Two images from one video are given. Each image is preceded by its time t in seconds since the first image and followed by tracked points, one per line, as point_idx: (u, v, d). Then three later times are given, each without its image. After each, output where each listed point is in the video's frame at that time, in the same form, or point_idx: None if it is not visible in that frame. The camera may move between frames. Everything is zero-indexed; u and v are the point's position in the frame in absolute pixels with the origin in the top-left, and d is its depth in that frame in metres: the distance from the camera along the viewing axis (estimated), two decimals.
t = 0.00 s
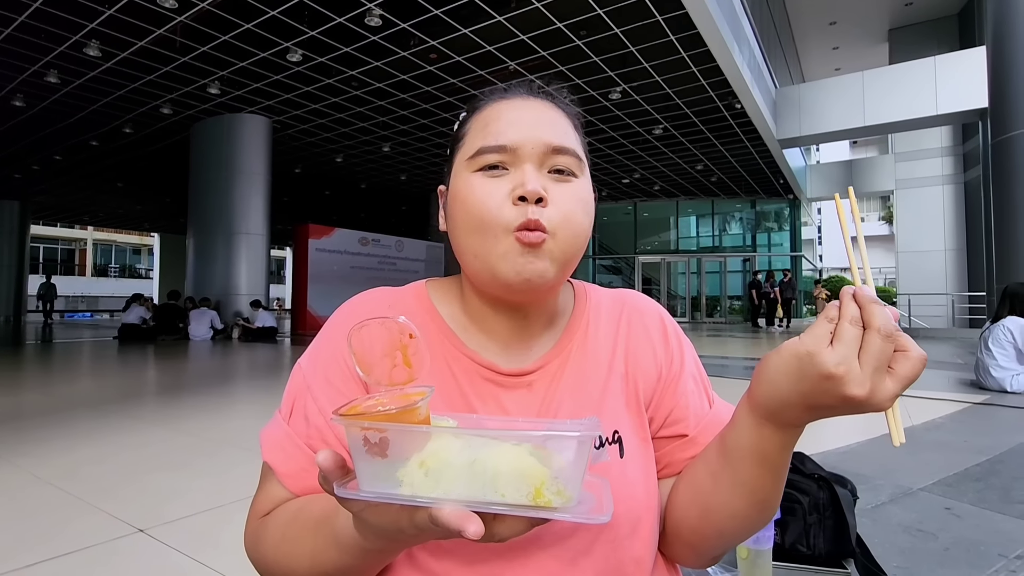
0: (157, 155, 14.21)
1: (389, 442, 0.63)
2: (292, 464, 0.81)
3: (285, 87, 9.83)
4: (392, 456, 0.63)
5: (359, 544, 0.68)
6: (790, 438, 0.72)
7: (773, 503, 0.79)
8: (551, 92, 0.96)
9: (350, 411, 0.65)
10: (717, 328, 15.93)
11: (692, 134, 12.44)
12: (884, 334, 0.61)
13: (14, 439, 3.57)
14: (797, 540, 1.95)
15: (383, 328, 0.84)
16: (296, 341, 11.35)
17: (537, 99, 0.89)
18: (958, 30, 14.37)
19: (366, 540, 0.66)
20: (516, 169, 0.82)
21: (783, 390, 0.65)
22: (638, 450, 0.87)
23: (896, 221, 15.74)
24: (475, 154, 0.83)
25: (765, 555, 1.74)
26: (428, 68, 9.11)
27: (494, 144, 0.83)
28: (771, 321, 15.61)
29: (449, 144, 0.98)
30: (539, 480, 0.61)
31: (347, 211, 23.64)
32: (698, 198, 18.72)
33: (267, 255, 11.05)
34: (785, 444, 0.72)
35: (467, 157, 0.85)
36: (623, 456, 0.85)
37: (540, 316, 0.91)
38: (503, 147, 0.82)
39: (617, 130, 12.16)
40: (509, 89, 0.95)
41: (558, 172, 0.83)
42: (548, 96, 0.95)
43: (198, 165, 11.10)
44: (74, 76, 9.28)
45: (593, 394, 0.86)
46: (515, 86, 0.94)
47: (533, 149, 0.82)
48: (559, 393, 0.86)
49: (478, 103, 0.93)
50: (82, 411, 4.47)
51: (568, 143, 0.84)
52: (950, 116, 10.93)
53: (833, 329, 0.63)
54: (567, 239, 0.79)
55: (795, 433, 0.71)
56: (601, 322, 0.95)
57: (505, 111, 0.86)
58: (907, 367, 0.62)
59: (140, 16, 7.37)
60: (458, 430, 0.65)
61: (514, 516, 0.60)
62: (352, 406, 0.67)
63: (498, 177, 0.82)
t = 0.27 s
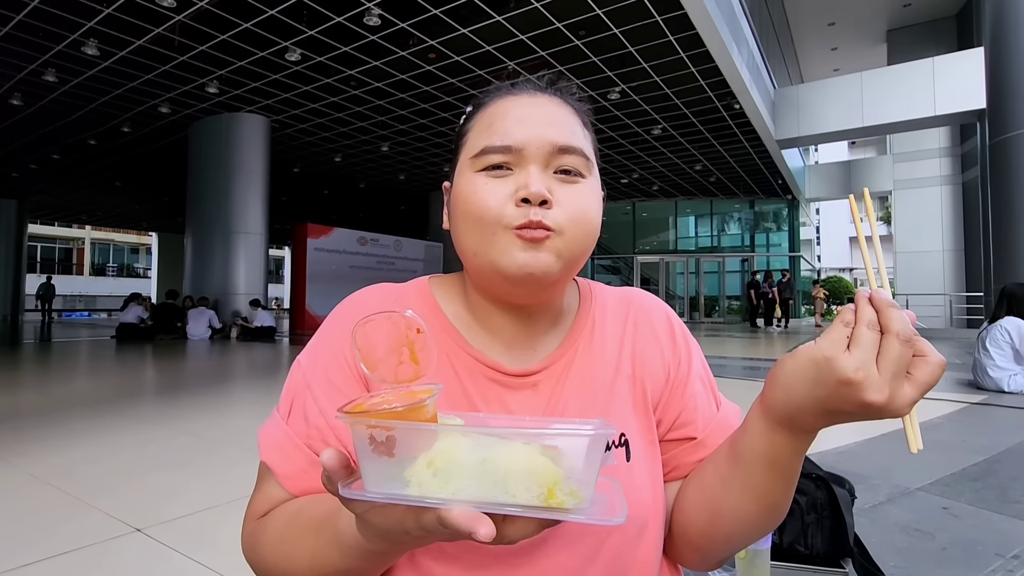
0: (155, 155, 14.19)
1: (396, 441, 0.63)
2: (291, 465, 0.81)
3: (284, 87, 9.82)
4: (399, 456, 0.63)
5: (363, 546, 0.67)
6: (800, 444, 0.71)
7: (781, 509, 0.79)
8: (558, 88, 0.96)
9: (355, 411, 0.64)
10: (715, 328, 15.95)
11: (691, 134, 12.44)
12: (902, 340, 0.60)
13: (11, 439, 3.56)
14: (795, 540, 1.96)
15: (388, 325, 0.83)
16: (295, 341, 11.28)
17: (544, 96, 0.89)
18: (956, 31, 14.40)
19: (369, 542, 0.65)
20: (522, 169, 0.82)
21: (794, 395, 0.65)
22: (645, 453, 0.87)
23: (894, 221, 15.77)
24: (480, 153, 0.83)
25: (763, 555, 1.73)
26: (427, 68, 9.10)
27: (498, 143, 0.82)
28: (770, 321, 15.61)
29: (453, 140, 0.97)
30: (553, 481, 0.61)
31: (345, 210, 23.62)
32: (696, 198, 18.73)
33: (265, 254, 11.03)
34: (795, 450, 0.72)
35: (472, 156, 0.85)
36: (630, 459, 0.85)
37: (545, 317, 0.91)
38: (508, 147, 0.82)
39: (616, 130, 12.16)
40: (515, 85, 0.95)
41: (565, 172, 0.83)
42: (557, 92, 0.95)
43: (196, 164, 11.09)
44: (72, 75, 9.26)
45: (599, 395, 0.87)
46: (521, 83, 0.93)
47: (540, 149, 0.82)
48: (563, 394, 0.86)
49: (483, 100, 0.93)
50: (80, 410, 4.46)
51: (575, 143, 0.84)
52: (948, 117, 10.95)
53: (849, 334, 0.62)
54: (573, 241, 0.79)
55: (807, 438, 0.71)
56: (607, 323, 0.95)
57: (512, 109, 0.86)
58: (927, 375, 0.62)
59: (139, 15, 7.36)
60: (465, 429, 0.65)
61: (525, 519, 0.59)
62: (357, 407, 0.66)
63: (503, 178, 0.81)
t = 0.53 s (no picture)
0: (153, 154, 14.16)
1: (400, 445, 0.63)
2: (287, 466, 0.80)
3: (283, 86, 9.81)
4: (403, 460, 0.63)
5: (363, 549, 0.68)
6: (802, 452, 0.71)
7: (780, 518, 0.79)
8: (565, 83, 0.95)
9: (357, 413, 0.64)
10: (713, 329, 15.95)
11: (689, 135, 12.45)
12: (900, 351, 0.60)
13: (9, 439, 3.55)
14: (792, 541, 1.97)
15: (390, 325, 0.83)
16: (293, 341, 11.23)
17: (550, 92, 0.89)
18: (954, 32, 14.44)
19: (371, 546, 0.65)
20: (526, 168, 0.81)
21: (794, 405, 0.65)
22: (648, 455, 0.87)
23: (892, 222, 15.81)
24: (483, 150, 0.83)
25: (762, 556, 1.73)
26: (426, 68, 9.10)
27: (502, 141, 0.82)
28: (768, 322, 15.63)
29: (457, 134, 0.97)
30: (561, 487, 0.61)
31: (344, 210, 23.60)
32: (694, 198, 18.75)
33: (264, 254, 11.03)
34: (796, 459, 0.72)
35: (475, 153, 0.85)
36: (634, 463, 0.85)
37: (549, 318, 0.91)
38: (512, 145, 0.82)
39: (614, 130, 12.16)
40: (521, 80, 0.94)
41: (569, 171, 0.83)
42: (563, 89, 0.95)
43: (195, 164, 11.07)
44: (70, 74, 9.24)
45: (603, 397, 0.87)
46: (528, 77, 0.93)
47: (544, 148, 0.82)
48: (567, 396, 0.86)
49: (487, 96, 0.93)
50: (77, 410, 4.45)
51: (581, 141, 0.84)
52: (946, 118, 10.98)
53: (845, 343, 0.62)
54: (576, 244, 0.79)
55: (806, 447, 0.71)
56: (611, 323, 0.95)
57: (516, 106, 0.86)
58: (924, 387, 0.62)
59: (137, 14, 7.34)
60: (469, 432, 0.65)
61: (531, 525, 0.59)
62: (360, 409, 0.66)
63: (506, 177, 0.81)
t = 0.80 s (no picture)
0: (151, 153, 14.14)
1: (395, 452, 0.63)
2: (281, 469, 0.81)
3: (282, 86, 9.80)
4: (399, 467, 0.63)
5: (357, 556, 0.68)
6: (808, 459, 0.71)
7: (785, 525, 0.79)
8: (566, 80, 0.95)
9: (353, 420, 0.64)
10: (712, 329, 15.97)
11: (688, 135, 12.47)
12: (909, 364, 0.60)
13: (6, 439, 3.54)
14: (791, 540, 1.97)
15: (388, 328, 0.84)
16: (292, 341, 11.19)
17: (551, 88, 0.88)
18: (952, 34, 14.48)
19: (366, 554, 0.65)
20: (525, 168, 0.81)
21: (796, 414, 0.66)
22: (649, 462, 0.87)
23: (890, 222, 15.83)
24: (481, 150, 0.83)
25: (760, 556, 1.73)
26: (425, 68, 9.09)
27: (501, 140, 0.82)
28: (766, 322, 15.64)
29: (456, 131, 0.97)
30: (560, 496, 0.61)
31: (342, 210, 23.59)
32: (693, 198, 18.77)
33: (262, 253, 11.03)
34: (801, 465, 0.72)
35: (473, 153, 0.85)
36: (636, 470, 0.85)
37: (549, 321, 0.91)
38: (511, 145, 0.82)
39: (613, 131, 12.17)
40: (523, 76, 0.94)
41: (570, 172, 0.83)
42: (566, 85, 0.94)
43: (193, 163, 11.05)
44: (68, 73, 9.22)
45: (604, 402, 0.87)
46: (529, 73, 0.93)
47: (544, 147, 0.81)
48: (566, 400, 0.86)
49: (488, 91, 0.92)
50: (75, 410, 4.44)
51: (583, 140, 0.83)
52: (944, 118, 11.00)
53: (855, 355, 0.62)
54: (576, 246, 0.79)
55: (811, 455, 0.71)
56: (613, 325, 0.95)
57: (516, 104, 0.86)
58: (937, 402, 0.61)
59: (136, 13, 7.33)
60: (467, 439, 0.65)
61: (529, 535, 0.59)
62: (356, 416, 0.66)
63: (505, 177, 0.82)
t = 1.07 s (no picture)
0: (150, 153, 14.12)
1: (395, 453, 0.64)
2: (280, 472, 0.81)
3: (281, 86, 9.80)
4: (398, 468, 0.64)
5: (357, 559, 0.68)
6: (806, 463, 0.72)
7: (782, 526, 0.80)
8: (565, 80, 0.96)
9: (351, 419, 0.65)
10: (710, 330, 15.99)
11: (687, 136, 12.48)
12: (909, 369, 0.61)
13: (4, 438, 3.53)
14: (789, 539, 1.98)
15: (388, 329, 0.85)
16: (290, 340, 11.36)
17: (550, 88, 0.89)
18: (950, 35, 14.53)
19: (367, 556, 0.66)
20: (522, 170, 0.82)
21: (797, 421, 0.67)
22: (649, 464, 0.88)
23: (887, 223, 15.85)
24: (480, 151, 0.84)
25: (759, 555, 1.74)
26: (424, 68, 9.09)
27: (499, 141, 0.83)
28: (764, 322, 15.66)
29: (455, 132, 0.98)
30: (561, 497, 0.61)
31: (341, 210, 23.60)
32: (692, 199, 18.80)
33: (261, 253, 11.03)
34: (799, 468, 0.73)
35: (471, 154, 0.86)
36: (633, 472, 0.86)
37: (546, 323, 0.92)
38: (509, 146, 0.82)
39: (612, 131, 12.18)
40: (522, 75, 0.94)
41: (568, 174, 0.83)
42: (566, 85, 0.95)
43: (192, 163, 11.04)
44: (67, 72, 9.21)
45: (602, 402, 0.88)
46: (528, 73, 0.93)
47: (541, 149, 0.82)
48: (564, 401, 0.87)
49: (486, 91, 0.93)
50: (74, 410, 4.44)
51: (580, 141, 0.84)
52: (942, 120, 11.02)
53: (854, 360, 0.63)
54: (574, 249, 0.79)
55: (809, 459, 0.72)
56: (612, 326, 0.96)
57: (514, 104, 0.86)
58: (935, 409, 0.62)
59: (134, 12, 7.32)
60: (466, 439, 0.66)
61: (529, 536, 0.60)
62: (352, 415, 0.67)
63: (501, 178, 0.82)
